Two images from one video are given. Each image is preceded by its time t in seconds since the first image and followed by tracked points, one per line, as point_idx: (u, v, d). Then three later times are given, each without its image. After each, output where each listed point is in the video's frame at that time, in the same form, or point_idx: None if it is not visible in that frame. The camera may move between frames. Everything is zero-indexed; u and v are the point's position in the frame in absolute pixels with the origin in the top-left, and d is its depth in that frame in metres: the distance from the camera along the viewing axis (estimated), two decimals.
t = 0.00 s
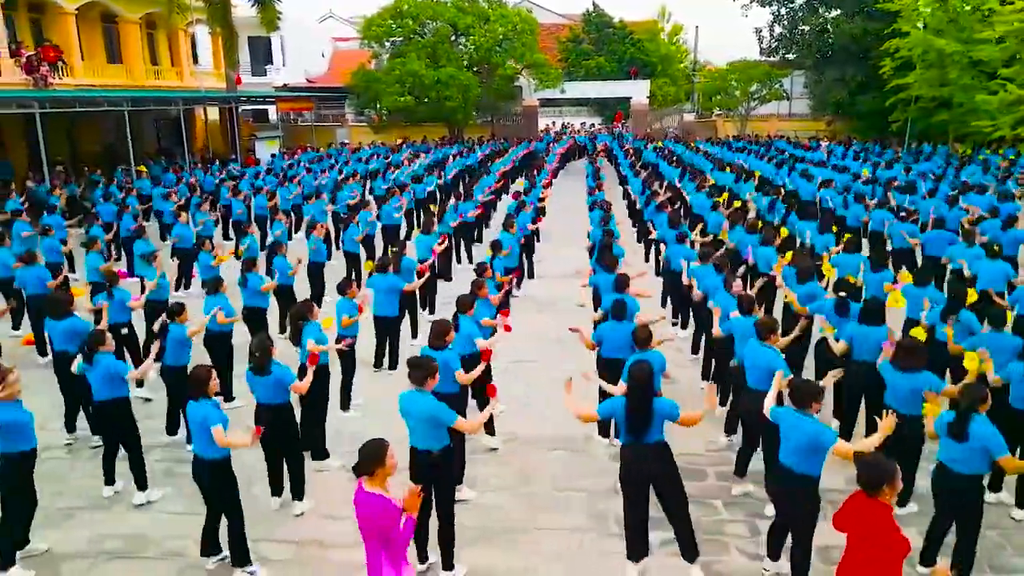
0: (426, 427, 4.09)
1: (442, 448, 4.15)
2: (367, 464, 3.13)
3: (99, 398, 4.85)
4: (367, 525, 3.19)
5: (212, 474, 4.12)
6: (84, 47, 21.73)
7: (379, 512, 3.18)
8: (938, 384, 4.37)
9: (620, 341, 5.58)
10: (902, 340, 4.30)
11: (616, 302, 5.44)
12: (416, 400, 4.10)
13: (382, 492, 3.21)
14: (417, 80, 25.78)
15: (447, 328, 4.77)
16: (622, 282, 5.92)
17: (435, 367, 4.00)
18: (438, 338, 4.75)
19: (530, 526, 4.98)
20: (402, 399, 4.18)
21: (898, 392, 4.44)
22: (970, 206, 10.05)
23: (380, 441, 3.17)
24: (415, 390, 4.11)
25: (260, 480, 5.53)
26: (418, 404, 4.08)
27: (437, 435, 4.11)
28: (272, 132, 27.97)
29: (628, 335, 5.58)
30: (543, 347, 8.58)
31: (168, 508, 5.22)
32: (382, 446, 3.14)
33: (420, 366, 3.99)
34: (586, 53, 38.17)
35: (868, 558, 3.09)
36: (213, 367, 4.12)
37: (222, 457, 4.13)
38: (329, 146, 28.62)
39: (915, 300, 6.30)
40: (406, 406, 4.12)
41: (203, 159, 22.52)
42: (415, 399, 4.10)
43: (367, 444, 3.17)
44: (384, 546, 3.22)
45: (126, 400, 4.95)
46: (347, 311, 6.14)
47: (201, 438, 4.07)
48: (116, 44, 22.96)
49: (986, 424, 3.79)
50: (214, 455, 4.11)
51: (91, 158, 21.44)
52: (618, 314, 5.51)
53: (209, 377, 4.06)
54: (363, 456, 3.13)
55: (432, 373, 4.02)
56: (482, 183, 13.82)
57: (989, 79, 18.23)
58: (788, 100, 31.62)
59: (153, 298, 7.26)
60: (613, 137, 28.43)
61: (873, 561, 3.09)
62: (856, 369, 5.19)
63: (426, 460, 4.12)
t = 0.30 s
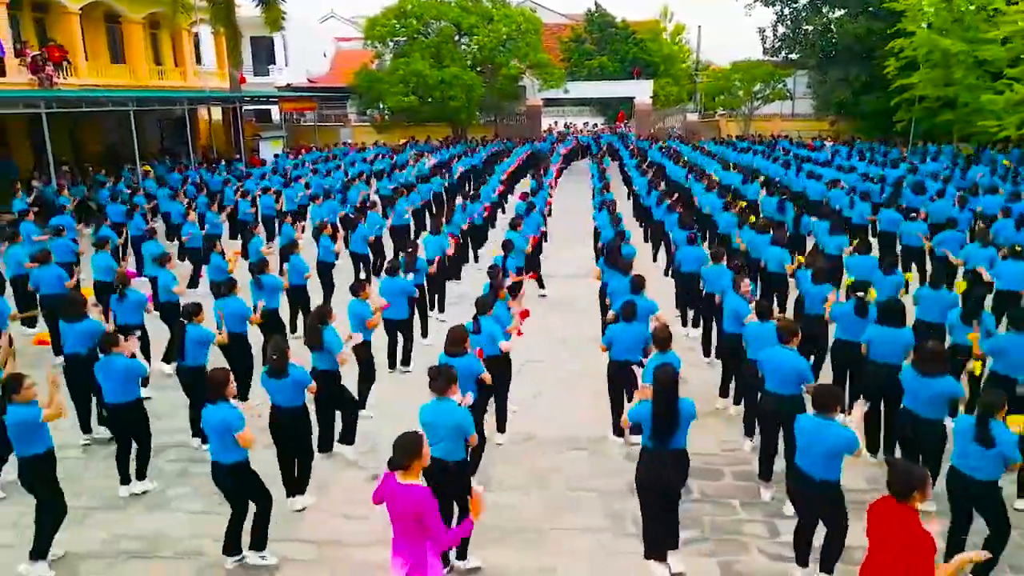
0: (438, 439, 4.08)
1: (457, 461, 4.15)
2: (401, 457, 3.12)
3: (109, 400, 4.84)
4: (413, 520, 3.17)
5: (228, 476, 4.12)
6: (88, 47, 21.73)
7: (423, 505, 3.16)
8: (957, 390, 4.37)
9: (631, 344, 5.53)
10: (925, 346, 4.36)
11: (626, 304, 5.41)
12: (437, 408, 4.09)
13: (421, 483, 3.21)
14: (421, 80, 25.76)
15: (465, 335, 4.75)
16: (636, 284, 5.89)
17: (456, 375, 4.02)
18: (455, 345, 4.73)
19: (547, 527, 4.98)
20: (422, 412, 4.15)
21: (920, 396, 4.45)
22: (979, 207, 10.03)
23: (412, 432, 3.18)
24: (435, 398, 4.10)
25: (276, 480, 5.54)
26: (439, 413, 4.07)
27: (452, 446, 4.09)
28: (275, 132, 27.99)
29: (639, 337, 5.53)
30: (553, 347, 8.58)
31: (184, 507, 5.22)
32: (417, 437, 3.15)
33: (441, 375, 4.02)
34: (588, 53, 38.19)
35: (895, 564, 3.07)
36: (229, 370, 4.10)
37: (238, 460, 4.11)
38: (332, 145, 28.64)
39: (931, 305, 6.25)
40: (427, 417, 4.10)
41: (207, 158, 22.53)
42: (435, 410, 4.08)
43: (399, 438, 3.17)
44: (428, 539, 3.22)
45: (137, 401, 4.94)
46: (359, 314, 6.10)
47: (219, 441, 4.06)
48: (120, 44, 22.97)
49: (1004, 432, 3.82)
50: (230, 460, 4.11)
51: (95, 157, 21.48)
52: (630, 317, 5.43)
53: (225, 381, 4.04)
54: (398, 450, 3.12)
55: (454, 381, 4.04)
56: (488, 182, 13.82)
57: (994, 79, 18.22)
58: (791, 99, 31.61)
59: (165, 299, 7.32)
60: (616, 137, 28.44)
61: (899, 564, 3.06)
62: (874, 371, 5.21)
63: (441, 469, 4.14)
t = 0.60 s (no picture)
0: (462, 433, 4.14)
1: (482, 452, 4.22)
2: (436, 460, 3.14)
3: (132, 396, 4.89)
4: (451, 520, 3.20)
5: (251, 472, 4.15)
6: (92, 47, 21.73)
7: (460, 506, 3.18)
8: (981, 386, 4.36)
9: (645, 342, 5.52)
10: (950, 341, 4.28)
11: (640, 303, 5.37)
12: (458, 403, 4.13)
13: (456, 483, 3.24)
14: (425, 80, 25.75)
15: (485, 328, 4.85)
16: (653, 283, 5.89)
17: (478, 370, 4.04)
18: (475, 337, 4.82)
19: (567, 527, 4.98)
20: (443, 406, 4.18)
21: (941, 392, 4.46)
22: (989, 207, 10.02)
23: (444, 434, 3.18)
24: (457, 394, 4.13)
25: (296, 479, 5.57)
26: (463, 407, 4.11)
27: (477, 438, 4.16)
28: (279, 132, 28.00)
29: (651, 335, 5.51)
30: (565, 347, 8.60)
31: (203, 506, 5.24)
32: (450, 439, 3.15)
33: (464, 369, 4.04)
34: (590, 53, 38.23)
35: (932, 563, 3.06)
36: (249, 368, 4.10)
37: (263, 457, 4.11)
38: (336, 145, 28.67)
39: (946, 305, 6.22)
40: (446, 412, 4.15)
41: (212, 159, 22.55)
42: (459, 404, 4.11)
43: (431, 441, 3.18)
44: (466, 539, 3.24)
45: (162, 395, 4.99)
46: (374, 311, 6.09)
47: (246, 435, 4.08)
48: (124, 44, 22.99)
49: None
50: (255, 456, 4.12)
51: (99, 157, 21.48)
52: (642, 315, 5.43)
53: (249, 379, 4.04)
54: (433, 453, 3.13)
55: (476, 375, 4.07)
56: (495, 182, 13.83)
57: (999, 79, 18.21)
58: (794, 99, 31.62)
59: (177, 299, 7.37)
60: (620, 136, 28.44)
61: (935, 564, 3.06)
62: (892, 368, 5.24)
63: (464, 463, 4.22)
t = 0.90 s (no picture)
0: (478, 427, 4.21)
1: (512, 443, 4.23)
2: (464, 472, 3.12)
3: (159, 393, 4.98)
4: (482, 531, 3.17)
5: (285, 467, 4.23)
6: (96, 47, 21.72)
7: (490, 516, 3.15)
8: (1006, 386, 4.46)
9: (667, 339, 5.51)
10: (981, 342, 4.38)
11: (659, 302, 5.37)
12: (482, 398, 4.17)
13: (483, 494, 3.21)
14: (429, 79, 25.72)
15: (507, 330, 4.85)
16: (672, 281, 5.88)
17: (504, 366, 4.07)
18: (500, 337, 4.81)
19: (588, 526, 4.97)
20: (465, 400, 4.21)
21: (969, 392, 4.53)
22: (999, 207, 10.02)
23: (468, 446, 3.14)
24: (478, 390, 4.19)
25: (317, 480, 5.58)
26: (487, 402, 4.16)
27: (496, 431, 4.17)
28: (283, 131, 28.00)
29: (675, 333, 5.52)
30: (577, 347, 8.61)
31: (222, 505, 5.24)
32: (475, 452, 3.11)
33: (490, 366, 4.05)
34: (593, 52, 38.21)
35: (980, 561, 3.08)
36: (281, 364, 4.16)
37: (301, 449, 4.23)
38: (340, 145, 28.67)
39: (966, 304, 6.24)
40: (469, 406, 4.18)
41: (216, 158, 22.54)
42: (481, 399, 4.16)
43: (456, 454, 3.14)
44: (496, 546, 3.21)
45: (188, 391, 5.07)
46: (395, 310, 6.10)
47: (285, 431, 4.16)
48: (128, 44, 22.96)
49: None
50: (289, 449, 4.21)
51: (104, 157, 21.47)
52: (661, 313, 5.47)
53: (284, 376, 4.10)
54: (459, 468, 3.10)
55: (501, 371, 4.09)
56: (502, 181, 13.81)
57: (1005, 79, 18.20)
58: (798, 99, 31.58)
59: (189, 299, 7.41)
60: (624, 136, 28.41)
61: (984, 563, 3.08)
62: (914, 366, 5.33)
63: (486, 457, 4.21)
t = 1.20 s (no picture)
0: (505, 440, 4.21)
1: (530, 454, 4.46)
2: (502, 464, 3.09)
3: (176, 399, 4.95)
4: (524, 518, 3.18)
5: (309, 474, 4.20)
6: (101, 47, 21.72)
7: (532, 503, 3.16)
8: None
9: (684, 341, 5.51)
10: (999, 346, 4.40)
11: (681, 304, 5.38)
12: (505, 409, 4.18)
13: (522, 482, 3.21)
14: (433, 79, 25.72)
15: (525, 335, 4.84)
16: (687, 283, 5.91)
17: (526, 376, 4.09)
18: (517, 343, 4.81)
19: (607, 526, 4.97)
20: (491, 414, 4.20)
21: (986, 398, 4.54)
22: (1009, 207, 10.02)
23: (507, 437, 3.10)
24: (504, 401, 4.18)
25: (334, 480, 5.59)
26: (513, 412, 4.17)
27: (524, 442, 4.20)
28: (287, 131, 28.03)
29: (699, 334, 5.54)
30: (588, 347, 8.61)
31: (239, 506, 5.23)
32: (515, 442, 3.09)
33: (512, 377, 4.08)
34: (595, 52, 38.21)
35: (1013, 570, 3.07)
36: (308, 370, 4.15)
37: (322, 457, 4.21)
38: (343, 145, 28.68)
39: (984, 307, 6.18)
40: (495, 418, 4.17)
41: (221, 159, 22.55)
42: (506, 410, 4.17)
43: (494, 446, 3.10)
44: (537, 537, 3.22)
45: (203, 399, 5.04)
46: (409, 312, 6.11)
47: (309, 438, 4.15)
48: (132, 44, 22.96)
49: None
50: (306, 458, 4.19)
51: (109, 157, 21.48)
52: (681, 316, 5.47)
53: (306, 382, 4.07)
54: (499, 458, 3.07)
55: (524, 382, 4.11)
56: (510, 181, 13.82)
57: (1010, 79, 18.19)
58: (801, 99, 31.56)
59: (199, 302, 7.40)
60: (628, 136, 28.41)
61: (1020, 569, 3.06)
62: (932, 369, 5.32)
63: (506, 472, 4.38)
